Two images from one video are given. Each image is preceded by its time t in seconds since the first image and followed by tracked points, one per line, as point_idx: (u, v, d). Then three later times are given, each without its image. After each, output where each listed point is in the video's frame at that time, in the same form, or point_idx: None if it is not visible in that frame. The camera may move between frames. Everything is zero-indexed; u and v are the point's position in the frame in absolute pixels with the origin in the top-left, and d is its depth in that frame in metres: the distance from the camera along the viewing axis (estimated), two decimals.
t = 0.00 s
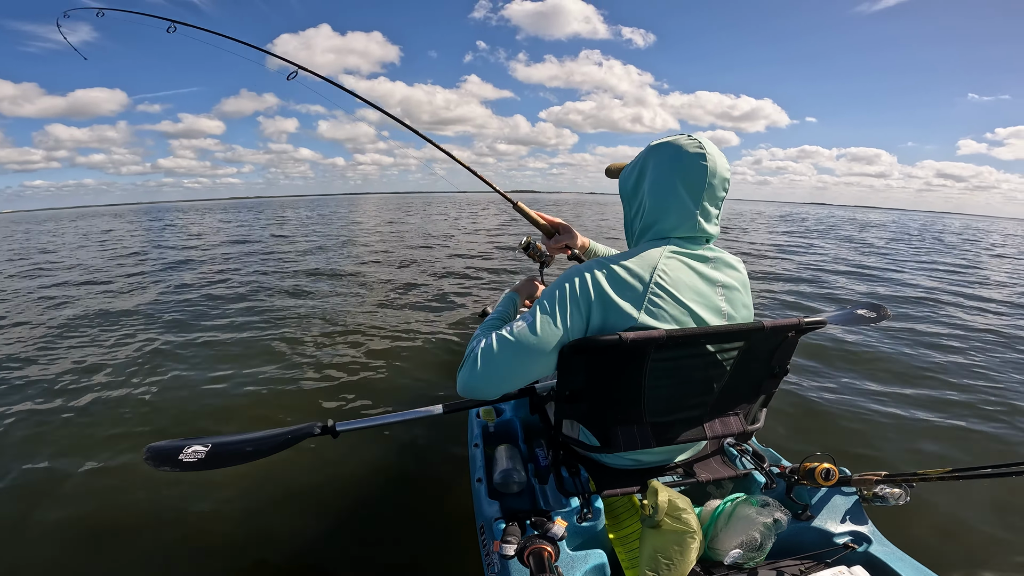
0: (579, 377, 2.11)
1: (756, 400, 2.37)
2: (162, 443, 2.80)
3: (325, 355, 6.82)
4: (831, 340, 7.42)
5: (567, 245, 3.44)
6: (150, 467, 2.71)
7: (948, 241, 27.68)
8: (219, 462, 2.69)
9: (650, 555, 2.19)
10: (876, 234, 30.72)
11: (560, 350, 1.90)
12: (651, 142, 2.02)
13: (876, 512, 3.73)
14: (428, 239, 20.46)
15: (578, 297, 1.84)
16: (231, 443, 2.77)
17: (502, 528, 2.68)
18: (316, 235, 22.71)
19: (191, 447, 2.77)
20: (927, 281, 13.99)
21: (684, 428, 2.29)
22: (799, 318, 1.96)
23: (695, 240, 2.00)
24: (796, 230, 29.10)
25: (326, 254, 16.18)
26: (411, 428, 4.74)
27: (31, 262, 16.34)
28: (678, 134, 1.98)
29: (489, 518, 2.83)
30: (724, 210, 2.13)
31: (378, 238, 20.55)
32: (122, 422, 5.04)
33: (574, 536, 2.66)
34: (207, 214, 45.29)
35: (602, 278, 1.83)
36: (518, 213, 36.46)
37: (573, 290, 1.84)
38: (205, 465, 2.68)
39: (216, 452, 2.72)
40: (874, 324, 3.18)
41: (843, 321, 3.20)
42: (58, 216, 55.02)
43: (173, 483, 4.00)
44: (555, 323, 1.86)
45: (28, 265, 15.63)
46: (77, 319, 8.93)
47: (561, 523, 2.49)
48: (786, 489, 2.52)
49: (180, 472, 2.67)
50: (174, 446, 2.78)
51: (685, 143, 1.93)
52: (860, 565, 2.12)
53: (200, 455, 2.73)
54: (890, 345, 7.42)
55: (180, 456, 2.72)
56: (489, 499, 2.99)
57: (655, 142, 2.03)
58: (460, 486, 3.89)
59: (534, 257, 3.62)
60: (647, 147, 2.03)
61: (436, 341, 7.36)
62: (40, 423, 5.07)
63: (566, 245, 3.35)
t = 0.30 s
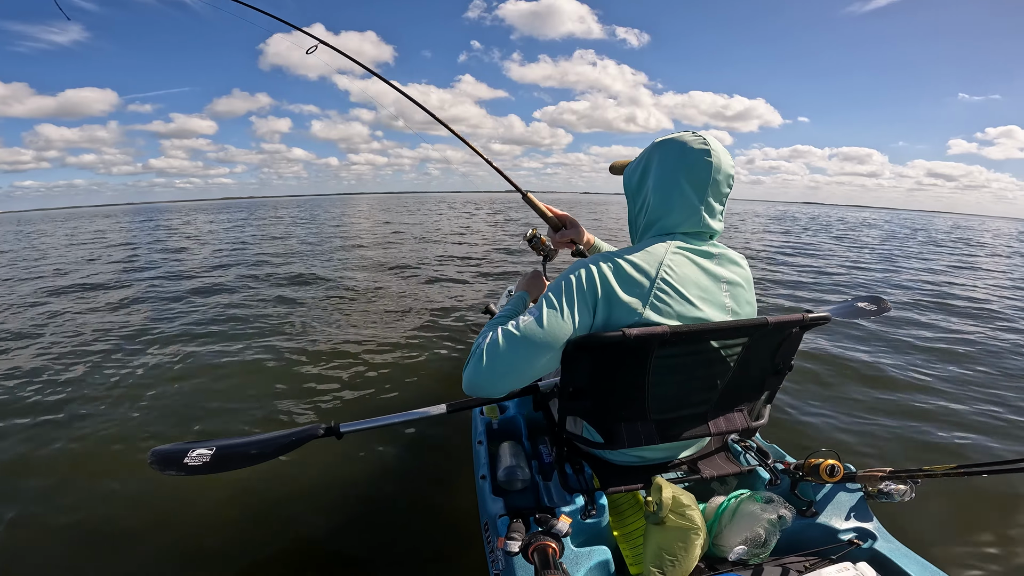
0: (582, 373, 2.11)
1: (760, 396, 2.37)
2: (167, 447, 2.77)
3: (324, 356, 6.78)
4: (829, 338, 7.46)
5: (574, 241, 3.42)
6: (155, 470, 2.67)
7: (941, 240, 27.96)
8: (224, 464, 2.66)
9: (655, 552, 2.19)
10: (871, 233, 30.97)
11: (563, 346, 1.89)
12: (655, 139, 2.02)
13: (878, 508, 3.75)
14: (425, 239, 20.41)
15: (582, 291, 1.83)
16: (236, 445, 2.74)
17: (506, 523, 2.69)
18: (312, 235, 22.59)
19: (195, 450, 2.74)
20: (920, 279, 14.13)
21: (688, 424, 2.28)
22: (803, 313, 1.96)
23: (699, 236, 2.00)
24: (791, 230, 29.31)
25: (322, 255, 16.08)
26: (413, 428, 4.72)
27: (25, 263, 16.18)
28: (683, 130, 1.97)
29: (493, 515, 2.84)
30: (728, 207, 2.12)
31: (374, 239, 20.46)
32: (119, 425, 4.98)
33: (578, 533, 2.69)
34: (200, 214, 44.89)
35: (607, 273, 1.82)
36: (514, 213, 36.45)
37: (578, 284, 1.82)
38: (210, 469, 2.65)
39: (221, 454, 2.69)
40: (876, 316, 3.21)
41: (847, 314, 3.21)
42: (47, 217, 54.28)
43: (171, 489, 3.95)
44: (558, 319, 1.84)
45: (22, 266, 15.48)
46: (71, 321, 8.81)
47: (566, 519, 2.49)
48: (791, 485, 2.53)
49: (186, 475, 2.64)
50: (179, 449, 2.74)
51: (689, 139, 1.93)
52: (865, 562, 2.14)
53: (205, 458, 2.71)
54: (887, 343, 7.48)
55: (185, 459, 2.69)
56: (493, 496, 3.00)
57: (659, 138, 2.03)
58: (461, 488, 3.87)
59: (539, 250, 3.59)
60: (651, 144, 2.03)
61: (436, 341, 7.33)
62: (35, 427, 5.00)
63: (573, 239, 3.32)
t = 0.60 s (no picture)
0: (585, 372, 2.11)
1: (764, 396, 2.36)
2: (170, 444, 2.72)
3: (322, 358, 6.74)
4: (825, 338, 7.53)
5: (580, 239, 3.38)
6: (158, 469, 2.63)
7: (932, 239, 28.26)
8: (227, 463, 2.62)
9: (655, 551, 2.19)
10: (863, 233, 31.25)
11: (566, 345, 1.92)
12: (662, 133, 2.00)
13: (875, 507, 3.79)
14: (421, 239, 20.36)
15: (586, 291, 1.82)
16: (240, 442, 2.70)
17: (507, 521, 2.69)
18: (307, 236, 22.47)
19: (199, 448, 2.68)
20: (913, 279, 14.28)
21: (691, 423, 2.28)
22: (808, 314, 1.97)
23: (704, 234, 1.99)
24: (785, 229, 29.50)
25: (318, 255, 16.01)
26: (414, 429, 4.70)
27: (16, 264, 16.00)
28: (688, 126, 1.97)
29: (495, 513, 2.84)
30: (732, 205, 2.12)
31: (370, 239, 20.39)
32: (116, 429, 4.93)
33: (580, 531, 2.69)
34: (192, 214, 44.53)
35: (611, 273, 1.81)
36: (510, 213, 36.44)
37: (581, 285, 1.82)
38: (214, 468, 2.61)
39: (224, 452, 2.65)
40: (879, 317, 3.21)
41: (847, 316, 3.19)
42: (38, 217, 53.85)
43: (171, 490, 3.93)
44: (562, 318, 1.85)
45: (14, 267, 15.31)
46: (64, 323, 8.71)
47: (566, 518, 2.49)
48: (793, 486, 2.56)
49: (190, 473, 2.60)
50: (182, 447, 2.69)
51: (696, 136, 1.92)
52: (866, 564, 2.14)
53: (209, 456, 2.66)
54: (882, 343, 7.56)
55: (189, 458, 2.65)
56: (495, 494, 2.99)
57: (665, 132, 2.01)
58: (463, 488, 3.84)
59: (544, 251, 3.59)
60: (656, 138, 2.01)
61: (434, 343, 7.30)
62: (30, 430, 4.94)
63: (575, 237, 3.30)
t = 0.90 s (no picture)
0: (590, 376, 2.10)
1: (771, 401, 2.35)
2: (178, 440, 2.72)
3: (321, 360, 6.69)
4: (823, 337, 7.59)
5: (597, 244, 3.33)
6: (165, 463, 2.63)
7: (924, 237, 28.55)
8: (234, 460, 2.58)
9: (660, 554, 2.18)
10: (856, 231, 31.53)
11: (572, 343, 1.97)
12: (674, 133, 2.00)
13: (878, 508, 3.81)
14: (417, 240, 20.32)
15: (594, 293, 1.84)
16: (246, 438, 2.65)
17: (512, 524, 2.67)
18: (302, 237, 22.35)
19: (204, 444, 2.65)
20: (907, 277, 14.41)
21: (697, 426, 2.27)
22: (816, 318, 1.97)
23: (715, 237, 1.99)
24: (779, 229, 29.71)
25: (314, 257, 15.96)
26: (417, 434, 4.69)
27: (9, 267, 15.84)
28: (701, 126, 1.97)
29: (499, 516, 2.82)
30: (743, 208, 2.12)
31: (365, 240, 20.33)
32: (114, 433, 4.88)
33: (585, 535, 2.68)
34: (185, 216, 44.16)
35: (619, 276, 1.80)
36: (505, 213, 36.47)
37: (589, 286, 1.84)
38: (219, 463, 2.58)
39: (230, 447, 2.61)
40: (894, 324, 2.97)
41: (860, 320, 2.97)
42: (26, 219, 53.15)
43: (174, 495, 3.93)
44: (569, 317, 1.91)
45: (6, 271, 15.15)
46: (58, 326, 8.61)
47: (571, 520, 2.49)
48: (799, 490, 2.57)
49: (195, 469, 2.58)
50: (188, 442, 2.67)
51: (709, 138, 1.93)
52: (874, 569, 2.15)
53: (214, 451, 2.62)
54: (879, 341, 7.62)
55: (194, 452, 2.62)
56: (499, 497, 2.97)
57: (678, 132, 2.01)
58: (465, 496, 3.85)
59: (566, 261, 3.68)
60: (668, 138, 2.01)
61: (433, 344, 7.27)
62: (25, 437, 4.87)
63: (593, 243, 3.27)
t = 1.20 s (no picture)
0: (594, 375, 2.10)
1: (774, 401, 2.35)
2: (178, 435, 2.66)
3: (320, 361, 6.64)
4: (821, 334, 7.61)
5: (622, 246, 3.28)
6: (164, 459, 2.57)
7: (916, 235, 28.77)
8: (237, 456, 2.55)
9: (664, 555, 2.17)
10: (850, 230, 31.75)
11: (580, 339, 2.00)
12: (671, 135, 2.01)
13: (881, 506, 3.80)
14: (414, 241, 20.29)
15: (599, 291, 1.87)
16: (249, 434, 2.62)
17: (515, 524, 2.66)
18: (298, 238, 22.26)
19: (206, 439, 2.61)
20: (902, 275, 14.50)
21: (700, 426, 2.27)
22: (820, 317, 1.97)
23: (716, 237, 1.99)
24: (774, 228, 29.87)
25: (310, 258, 15.86)
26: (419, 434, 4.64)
27: None
28: (697, 128, 1.98)
29: (503, 517, 2.81)
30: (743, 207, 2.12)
31: (362, 241, 20.29)
32: (111, 435, 4.83)
33: (588, 534, 2.68)
34: (176, 219, 43.89)
35: (622, 275, 1.81)
36: (502, 214, 36.52)
37: (593, 284, 1.87)
38: (220, 460, 2.53)
39: (232, 444, 2.57)
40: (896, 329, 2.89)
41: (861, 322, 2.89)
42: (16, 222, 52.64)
43: (170, 499, 3.86)
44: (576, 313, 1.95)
45: None
46: (53, 328, 8.53)
47: (573, 521, 2.44)
48: (804, 490, 2.56)
49: (196, 465, 2.52)
50: (191, 438, 2.62)
51: (707, 139, 1.93)
52: (879, 568, 2.15)
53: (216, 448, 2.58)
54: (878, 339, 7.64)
55: (195, 448, 2.57)
56: (503, 497, 2.96)
57: (675, 134, 2.02)
58: (468, 496, 3.79)
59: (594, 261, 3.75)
60: (665, 140, 2.02)
61: (432, 344, 7.23)
62: (21, 439, 4.82)
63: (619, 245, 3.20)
